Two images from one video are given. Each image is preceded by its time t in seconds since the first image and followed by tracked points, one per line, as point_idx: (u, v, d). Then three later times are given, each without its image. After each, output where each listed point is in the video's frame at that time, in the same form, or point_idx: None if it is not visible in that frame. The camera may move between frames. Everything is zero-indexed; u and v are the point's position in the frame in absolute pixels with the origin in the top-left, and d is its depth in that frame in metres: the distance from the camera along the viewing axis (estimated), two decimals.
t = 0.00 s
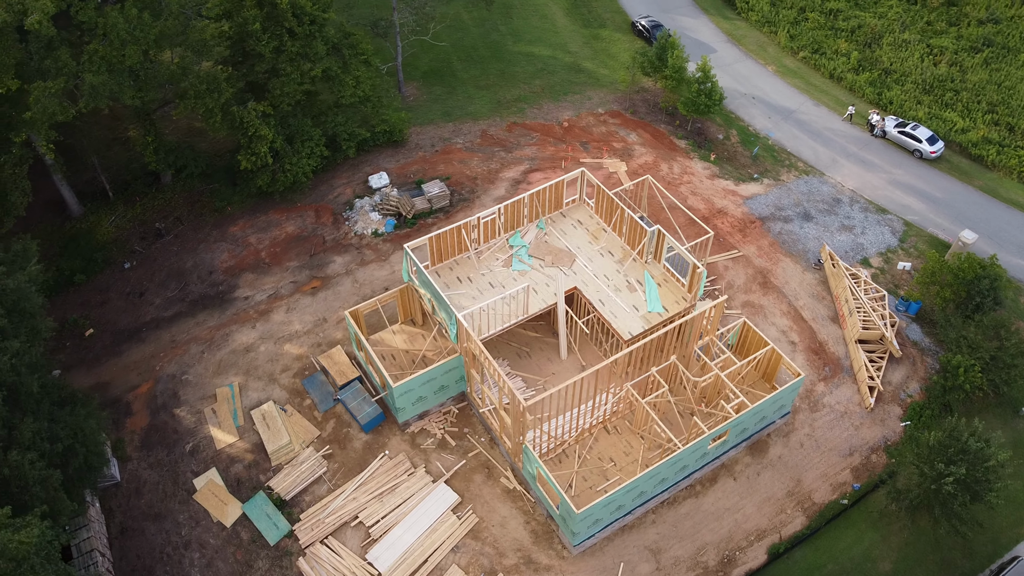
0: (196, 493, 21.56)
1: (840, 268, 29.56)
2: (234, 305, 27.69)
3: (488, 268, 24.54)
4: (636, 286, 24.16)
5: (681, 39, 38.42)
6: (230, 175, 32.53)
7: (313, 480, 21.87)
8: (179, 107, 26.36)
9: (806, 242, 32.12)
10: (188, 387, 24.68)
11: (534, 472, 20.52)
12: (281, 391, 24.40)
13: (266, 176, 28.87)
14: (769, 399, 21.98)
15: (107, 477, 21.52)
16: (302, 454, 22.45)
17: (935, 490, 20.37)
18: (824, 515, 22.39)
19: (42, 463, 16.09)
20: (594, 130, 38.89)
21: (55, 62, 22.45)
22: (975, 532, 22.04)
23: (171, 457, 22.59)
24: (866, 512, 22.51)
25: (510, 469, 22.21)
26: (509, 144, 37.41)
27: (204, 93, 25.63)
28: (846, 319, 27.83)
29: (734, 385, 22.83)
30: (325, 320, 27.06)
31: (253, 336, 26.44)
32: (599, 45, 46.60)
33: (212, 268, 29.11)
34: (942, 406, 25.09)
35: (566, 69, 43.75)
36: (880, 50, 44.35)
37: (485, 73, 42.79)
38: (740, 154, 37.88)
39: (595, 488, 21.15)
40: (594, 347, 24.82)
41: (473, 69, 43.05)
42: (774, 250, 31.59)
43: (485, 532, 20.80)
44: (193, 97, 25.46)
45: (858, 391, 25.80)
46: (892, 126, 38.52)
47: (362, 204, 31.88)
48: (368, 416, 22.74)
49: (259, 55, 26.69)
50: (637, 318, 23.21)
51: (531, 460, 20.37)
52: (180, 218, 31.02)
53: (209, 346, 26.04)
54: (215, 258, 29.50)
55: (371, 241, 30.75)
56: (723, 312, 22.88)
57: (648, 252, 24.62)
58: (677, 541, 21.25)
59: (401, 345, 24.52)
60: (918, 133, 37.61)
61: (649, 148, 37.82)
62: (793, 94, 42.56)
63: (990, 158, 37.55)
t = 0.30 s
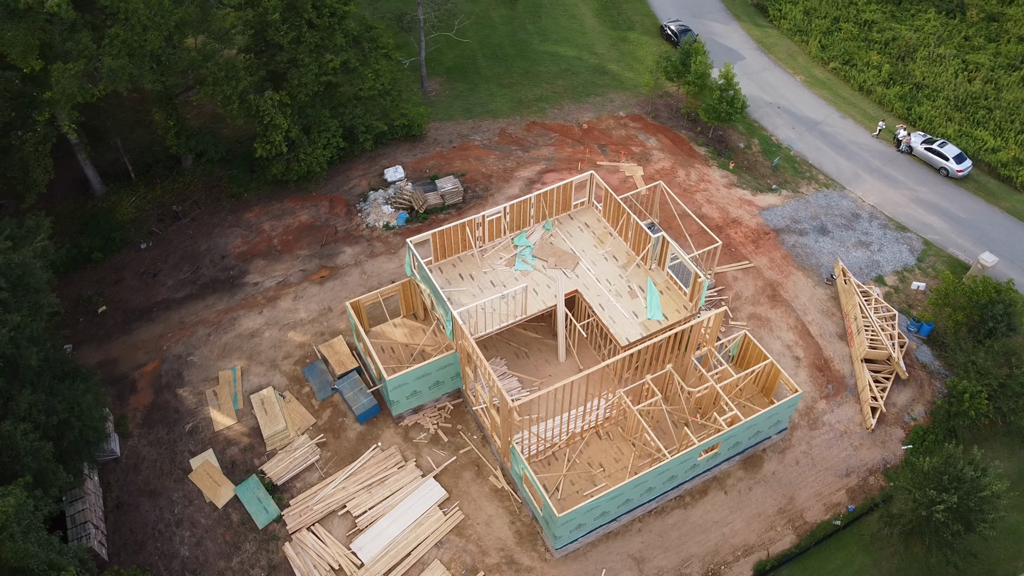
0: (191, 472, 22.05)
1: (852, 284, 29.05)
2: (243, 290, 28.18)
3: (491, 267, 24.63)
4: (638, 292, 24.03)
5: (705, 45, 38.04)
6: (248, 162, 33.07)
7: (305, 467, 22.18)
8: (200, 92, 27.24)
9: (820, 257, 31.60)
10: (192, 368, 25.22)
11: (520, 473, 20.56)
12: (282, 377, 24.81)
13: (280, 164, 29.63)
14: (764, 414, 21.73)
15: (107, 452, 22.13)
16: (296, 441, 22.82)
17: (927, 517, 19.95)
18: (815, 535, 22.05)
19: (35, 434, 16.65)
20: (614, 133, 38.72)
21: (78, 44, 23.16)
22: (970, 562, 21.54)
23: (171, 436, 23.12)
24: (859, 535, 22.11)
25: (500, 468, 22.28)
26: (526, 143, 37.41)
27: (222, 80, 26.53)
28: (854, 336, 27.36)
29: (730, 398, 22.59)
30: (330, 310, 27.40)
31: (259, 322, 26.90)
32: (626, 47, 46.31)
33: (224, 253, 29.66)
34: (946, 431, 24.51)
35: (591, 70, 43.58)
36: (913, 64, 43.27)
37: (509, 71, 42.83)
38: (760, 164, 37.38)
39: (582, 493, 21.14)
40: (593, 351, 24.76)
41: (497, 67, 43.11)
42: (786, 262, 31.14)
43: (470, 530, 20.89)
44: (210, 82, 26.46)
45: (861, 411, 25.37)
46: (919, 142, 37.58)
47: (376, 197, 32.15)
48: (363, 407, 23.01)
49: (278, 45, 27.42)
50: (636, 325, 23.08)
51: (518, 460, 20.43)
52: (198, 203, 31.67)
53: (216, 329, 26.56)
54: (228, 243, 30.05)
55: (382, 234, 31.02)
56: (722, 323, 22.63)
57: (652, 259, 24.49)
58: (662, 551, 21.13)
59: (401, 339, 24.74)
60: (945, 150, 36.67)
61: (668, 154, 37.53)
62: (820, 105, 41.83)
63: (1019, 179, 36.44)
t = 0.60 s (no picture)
0: (188, 452, 22.54)
1: (862, 302, 28.53)
2: (252, 275, 28.64)
3: (493, 265, 24.71)
4: (639, 298, 23.89)
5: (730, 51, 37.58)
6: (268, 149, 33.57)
7: (298, 453, 22.52)
8: (220, 79, 27.87)
9: (833, 271, 31.08)
10: (197, 349, 25.75)
11: (507, 473, 20.64)
12: (283, 363, 25.21)
13: (295, 151, 30.24)
14: (757, 428, 21.49)
15: (109, 426, 22.74)
16: (291, 427, 23.17)
17: (917, 544, 19.56)
18: (804, 554, 21.76)
19: (30, 406, 17.20)
20: (633, 136, 38.48)
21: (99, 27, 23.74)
22: None
23: (171, 415, 23.65)
24: (849, 557, 21.76)
25: (489, 467, 22.38)
26: (544, 143, 37.38)
27: (241, 68, 27.09)
28: (860, 355, 26.88)
29: (725, 410, 22.39)
30: (336, 299, 27.73)
31: (265, 307, 27.33)
32: (653, 50, 45.93)
33: (237, 237, 30.19)
34: (949, 457, 23.98)
35: (615, 72, 43.33)
36: (946, 79, 42.08)
37: (533, 70, 42.79)
38: (780, 174, 36.85)
39: (569, 496, 21.15)
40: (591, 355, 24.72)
41: (521, 65, 43.10)
42: (798, 275, 30.69)
43: (455, 526, 21.02)
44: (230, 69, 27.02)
45: (861, 432, 24.95)
46: (945, 159, 36.71)
47: (390, 189, 32.46)
48: (358, 397, 23.28)
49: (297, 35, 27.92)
50: (634, 331, 22.96)
51: (505, 460, 20.51)
52: (216, 187, 32.27)
53: (223, 312, 27.06)
54: (242, 228, 30.58)
55: (393, 226, 31.29)
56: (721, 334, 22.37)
57: (655, 265, 24.33)
58: (646, 559, 21.04)
59: (402, 333, 24.96)
60: (972, 169, 35.72)
61: (686, 160, 37.20)
62: (847, 117, 41.07)
63: None
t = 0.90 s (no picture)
0: (186, 430, 23.05)
1: (872, 319, 28.01)
2: (263, 260, 29.09)
3: (496, 262, 24.81)
4: (639, 303, 23.75)
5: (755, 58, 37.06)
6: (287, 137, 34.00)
7: (292, 439, 22.88)
8: (240, 65, 28.37)
9: (846, 286, 30.55)
10: (204, 330, 26.27)
11: (494, 471, 20.74)
12: (286, 349, 25.60)
13: (310, 140, 30.76)
14: (748, 441, 21.27)
15: (112, 401, 23.35)
16: (288, 412, 23.54)
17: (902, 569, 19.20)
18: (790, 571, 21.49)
19: (28, 376, 17.80)
20: (653, 139, 38.19)
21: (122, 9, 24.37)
22: None
23: (173, 393, 24.20)
24: None
25: (478, 463, 22.51)
26: (561, 142, 37.28)
27: (259, 55, 27.55)
28: (865, 373, 26.42)
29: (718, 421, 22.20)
30: (342, 288, 28.03)
31: (272, 292, 27.76)
32: (680, 53, 45.46)
33: (251, 222, 30.68)
34: (949, 483, 23.48)
35: (640, 74, 43.00)
36: (980, 94, 40.88)
37: (557, 68, 42.66)
38: (799, 184, 36.28)
39: (555, 498, 21.18)
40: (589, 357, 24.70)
41: (546, 63, 43.00)
42: (809, 288, 30.24)
43: (440, 520, 21.19)
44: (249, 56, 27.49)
45: (860, 451, 24.56)
46: (971, 177, 35.76)
47: (404, 181, 32.67)
48: (354, 386, 23.52)
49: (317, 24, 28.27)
50: (631, 335, 22.84)
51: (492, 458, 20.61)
52: (234, 172, 32.80)
53: (232, 295, 27.55)
54: (256, 213, 31.07)
55: (404, 218, 31.49)
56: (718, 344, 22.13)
57: (658, 270, 24.16)
58: (629, 566, 20.99)
59: (403, 325, 25.14)
60: (999, 188, 34.70)
61: (704, 165, 36.81)
62: (874, 129, 40.27)
63: None
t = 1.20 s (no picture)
0: (186, 409, 23.58)
1: (880, 337, 27.52)
2: (274, 246, 29.54)
3: (499, 260, 24.91)
4: (639, 308, 23.65)
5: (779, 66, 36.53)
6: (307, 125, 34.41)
7: (288, 424, 23.27)
8: (261, 53, 28.83)
9: (858, 302, 30.02)
10: (211, 312, 26.80)
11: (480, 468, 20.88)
12: (289, 335, 26.00)
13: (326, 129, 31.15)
14: (738, 454, 21.07)
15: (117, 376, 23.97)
16: (286, 397, 23.95)
17: None
18: None
19: (29, 347, 18.38)
20: (672, 144, 37.87)
21: None
22: None
23: (177, 372, 24.76)
24: None
25: (468, 459, 22.66)
26: (579, 142, 37.17)
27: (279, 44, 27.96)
28: (869, 392, 25.97)
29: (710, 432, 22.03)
30: (349, 278, 28.33)
31: (281, 279, 28.19)
32: (707, 57, 44.96)
33: (266, 208, 31.16)
34: (946, 510, 23.00)
35: (664, 77, 42.64)
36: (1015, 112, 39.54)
37: (581, 68, 42.51)
38: (819, 196, 35.70)
39: (540, 499, 21.25)
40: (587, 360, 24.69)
41: (570, 62, 42.87)
42: (818, 303, 29.79)
43: (426, 514, 21.39)
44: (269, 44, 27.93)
45: (857, 471, 24.20)
46: (998, 198, 34.75)
47: (419, 175, 32.87)
48: (353, 374, 23.84)
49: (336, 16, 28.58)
50: (628, 341, 22.76)
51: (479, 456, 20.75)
52: (253, 157, 33.33)
53: (241, 279, 28.05)
54: (271, 199, 31.54)
55: (416, 211, 31.70)
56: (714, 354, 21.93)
57: (661, 276, 24.02)
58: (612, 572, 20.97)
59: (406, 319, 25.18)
60: None
61: (722, 172, 36.42)
62: (901, 144, 39.42)
63: None
